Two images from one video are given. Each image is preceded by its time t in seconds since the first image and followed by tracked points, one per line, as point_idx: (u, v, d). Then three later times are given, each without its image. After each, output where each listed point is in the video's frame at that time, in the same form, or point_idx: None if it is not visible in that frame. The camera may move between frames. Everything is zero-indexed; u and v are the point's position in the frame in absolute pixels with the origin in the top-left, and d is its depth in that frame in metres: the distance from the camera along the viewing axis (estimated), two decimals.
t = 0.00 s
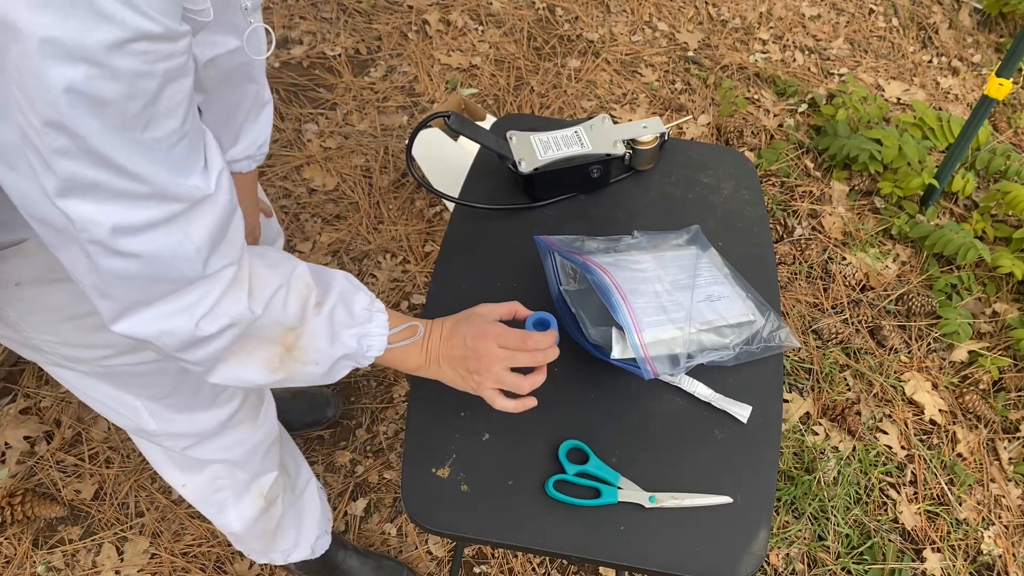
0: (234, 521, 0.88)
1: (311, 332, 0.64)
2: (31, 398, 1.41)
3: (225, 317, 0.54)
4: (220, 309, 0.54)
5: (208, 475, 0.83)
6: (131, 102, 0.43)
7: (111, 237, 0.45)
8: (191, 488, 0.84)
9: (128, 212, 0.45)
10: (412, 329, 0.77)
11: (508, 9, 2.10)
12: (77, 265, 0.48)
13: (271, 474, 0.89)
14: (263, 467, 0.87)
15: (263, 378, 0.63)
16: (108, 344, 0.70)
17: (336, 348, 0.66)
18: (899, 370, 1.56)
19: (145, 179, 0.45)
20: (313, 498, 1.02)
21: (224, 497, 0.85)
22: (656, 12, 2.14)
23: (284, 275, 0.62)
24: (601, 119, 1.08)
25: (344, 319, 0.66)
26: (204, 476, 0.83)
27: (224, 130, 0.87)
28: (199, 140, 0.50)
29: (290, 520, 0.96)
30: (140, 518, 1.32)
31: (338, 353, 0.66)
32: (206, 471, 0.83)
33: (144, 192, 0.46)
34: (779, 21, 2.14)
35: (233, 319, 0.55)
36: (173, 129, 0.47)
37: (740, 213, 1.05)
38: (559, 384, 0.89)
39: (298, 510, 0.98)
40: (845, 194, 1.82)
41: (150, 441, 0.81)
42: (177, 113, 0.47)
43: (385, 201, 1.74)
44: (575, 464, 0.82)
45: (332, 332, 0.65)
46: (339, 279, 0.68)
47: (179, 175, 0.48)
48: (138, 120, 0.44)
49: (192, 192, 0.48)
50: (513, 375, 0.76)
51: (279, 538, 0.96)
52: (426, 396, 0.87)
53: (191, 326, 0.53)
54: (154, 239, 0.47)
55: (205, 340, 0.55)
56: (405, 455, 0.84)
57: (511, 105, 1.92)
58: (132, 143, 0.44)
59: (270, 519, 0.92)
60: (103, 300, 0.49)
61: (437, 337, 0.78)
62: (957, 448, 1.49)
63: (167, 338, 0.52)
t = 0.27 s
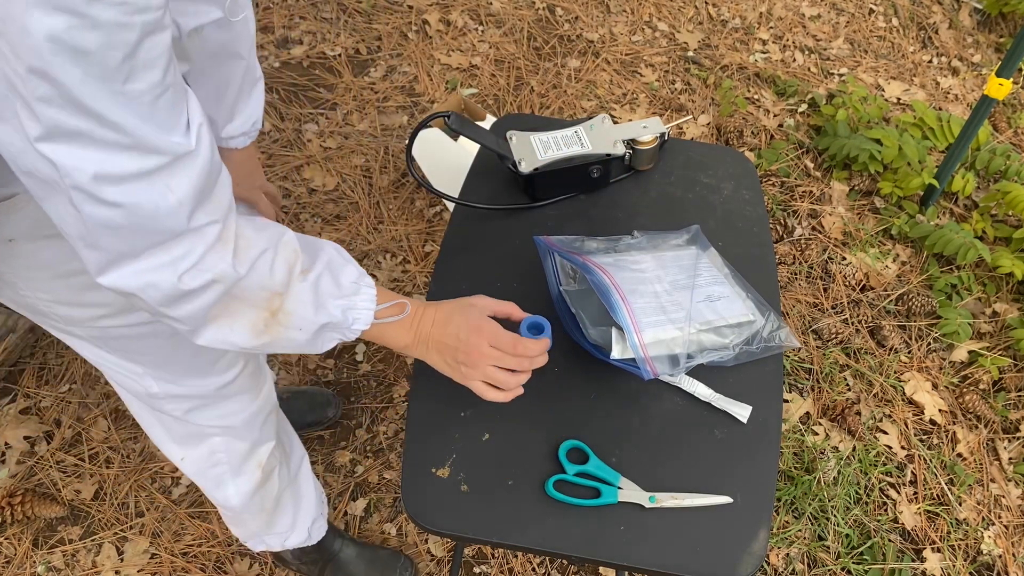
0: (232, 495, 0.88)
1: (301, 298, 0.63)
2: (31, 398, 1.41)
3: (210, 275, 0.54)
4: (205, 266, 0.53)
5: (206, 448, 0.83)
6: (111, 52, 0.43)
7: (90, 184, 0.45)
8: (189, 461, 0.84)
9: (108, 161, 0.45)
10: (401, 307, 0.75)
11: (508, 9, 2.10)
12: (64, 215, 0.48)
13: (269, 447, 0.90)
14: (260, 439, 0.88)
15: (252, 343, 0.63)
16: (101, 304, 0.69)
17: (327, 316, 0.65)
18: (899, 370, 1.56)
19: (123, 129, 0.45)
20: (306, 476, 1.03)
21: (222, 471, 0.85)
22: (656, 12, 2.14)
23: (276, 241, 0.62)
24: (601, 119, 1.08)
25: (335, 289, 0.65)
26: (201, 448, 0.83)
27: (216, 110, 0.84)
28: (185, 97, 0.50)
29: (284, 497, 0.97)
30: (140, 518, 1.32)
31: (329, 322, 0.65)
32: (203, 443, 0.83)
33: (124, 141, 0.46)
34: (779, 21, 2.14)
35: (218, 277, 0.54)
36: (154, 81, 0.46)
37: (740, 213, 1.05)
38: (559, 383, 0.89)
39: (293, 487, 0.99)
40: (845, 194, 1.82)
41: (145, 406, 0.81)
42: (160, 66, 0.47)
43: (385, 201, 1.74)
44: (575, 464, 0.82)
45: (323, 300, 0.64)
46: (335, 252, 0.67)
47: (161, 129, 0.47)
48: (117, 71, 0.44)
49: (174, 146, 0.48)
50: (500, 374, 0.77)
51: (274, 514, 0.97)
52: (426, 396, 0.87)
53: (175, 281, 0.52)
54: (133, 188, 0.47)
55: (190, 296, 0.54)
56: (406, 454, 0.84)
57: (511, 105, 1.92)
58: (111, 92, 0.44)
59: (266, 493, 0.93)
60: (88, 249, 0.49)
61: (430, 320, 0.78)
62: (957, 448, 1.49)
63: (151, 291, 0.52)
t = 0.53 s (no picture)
0: (220, 442, 0.96)
1: (315, 274, 0.63)
2: (31, 398, 1.41)
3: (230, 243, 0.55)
4: (226, 233, 0.54)
5: (198, 401, 0.89)
6: (129, 11, 0.42)
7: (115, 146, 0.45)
8: (179, 418, 0.90)
9: (134, 124, 0.46)
10: (413, 307, 0.77)
11: (508, 9, 2.10)
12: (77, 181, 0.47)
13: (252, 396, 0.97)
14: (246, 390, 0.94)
15: (266, 317, 0.63)
16: (97, 270, 0.71)
17: (340, 293, 0.66)
18: (899, 370, 1.56)
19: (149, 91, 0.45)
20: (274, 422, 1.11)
21: (212, 423, 0.92)
22: (656, 12, 2.13)
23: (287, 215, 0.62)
24: (601, 119, 1.08)
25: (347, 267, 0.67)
26: (193, 403, 0.89)
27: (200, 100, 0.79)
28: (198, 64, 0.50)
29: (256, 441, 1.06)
30: (140, 518, 1.32)
31: (341, 299, 0.66)
32: (195, 397, 0.88)
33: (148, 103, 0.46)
34: (779, 21, 2.14)
35: (238, 246, 0.55)
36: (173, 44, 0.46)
37: (740, 213, 1.05)
38: (559, 384, 0.89)
39: (266, 431, 1.08)
40: (845, 195, 1.82)
41: (139, 363, 0.85)
42: (175, 28, 0.47)
43: (385, 201, 1.74)
44: (576, 464, 0.82)
45: (336, 276, 0.65)
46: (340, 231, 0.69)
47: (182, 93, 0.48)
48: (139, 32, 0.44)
49: (195, 108, 0.48)
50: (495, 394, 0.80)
51: (247, 457, 1.06)
52: (426, 395, 0.87)
53: (197, 247, 0.53)
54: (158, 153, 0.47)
55: (210, 266, 0.55)
56: (405, 454, 0.84)
57: (511, 105, 1.92)
58: (133, 54, 0.44)
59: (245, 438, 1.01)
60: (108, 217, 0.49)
61: (443, 328, 0.79)
62: (957, 448, 1.49)
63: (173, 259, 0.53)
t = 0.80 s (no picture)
0: (202, 435, 0.92)
1: (311, 302, 0.64)
2: (32, 398, 1.41)
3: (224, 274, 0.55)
4: (219, 263, 0.55)
5: (176, 392, 0.85)
6: (130, 55, 0.43)
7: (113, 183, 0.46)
8: (160, 409, 0.86)
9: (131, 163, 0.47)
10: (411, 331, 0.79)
11: (508, 9, 2.10)
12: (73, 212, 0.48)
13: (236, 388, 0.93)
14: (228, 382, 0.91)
15: (260, 345, 0.63)
16: (79, 262, 0.73)
17: (335, 320, 0.66)
18: (899, 370, 1.57)
19: (148, 130, 0.46)
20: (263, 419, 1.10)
21: (193, 414, 0.88)
22: (656, 12, 2.14)
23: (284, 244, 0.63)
24: (601, 119, 1.08)
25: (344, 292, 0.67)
26: (172, 393, 0.85)
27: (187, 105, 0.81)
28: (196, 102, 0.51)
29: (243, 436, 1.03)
30: (140, 518, 1.32)
31: (336, 326, 0.66)
32: (173, 388, 0.85)
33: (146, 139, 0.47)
34: (779, 21, 2.14)
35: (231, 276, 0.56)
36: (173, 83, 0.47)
37: (740, 213, 1.06)
38: (559, 384, 0.89)
39: (253, 427, 1.05)
40: (845, 195, 1.82)
41: (118, 357, 0.82)
42: (174, 68, 0.47)
43: (385, 201, 1.74)
44: (576, 464, 0.82)
45: (332, 303, 0.66)
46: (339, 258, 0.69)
47: (180, 132, 0.49)
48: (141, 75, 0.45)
49: (193, 146, 0.50)
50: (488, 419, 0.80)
51: (234, 454, 1.03)
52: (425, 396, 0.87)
53: (190, 278, 0.53)
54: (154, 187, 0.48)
55: (202, 295, 0.56)
56: (405, 454, 0.84)
57: (511, 105, 1.92)
58: (132, 96, 0.45)
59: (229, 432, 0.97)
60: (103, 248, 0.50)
61: (442, 351, 0.81)
62: (957, 448, 1.49)
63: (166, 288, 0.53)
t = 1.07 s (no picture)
0: (199, 435, 0.92)
1: (297, 325, 0.65)
2: (32, 398, 1.41)
3: (209, 296, 0.57)
4: (204, 286, 0.56)
5: (174, 393, 0.85)
6: (118, 85, 0.44)
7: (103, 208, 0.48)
8: (157, 408, 0.86)
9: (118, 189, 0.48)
10: (396, 347, 0.81)
11: (508, 9, 2.10)
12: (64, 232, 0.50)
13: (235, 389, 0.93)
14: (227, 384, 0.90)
15: (243, 363, 0.65)
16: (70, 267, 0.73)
17: (320, 340, 0.67)
18: (899, 370, 1.57)
19: (136, 159, 0.47)
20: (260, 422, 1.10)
21: (190, 414, 0.89)
22: (656, 12, 2.14)
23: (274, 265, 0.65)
24: (601, 119, 1.08)
25: (331, 314, 0.69)
26: (169, 394, 0.85)
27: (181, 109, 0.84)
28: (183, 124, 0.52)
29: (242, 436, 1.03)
30: (140, 518, 1.32)
31: (321, 347, 0.68)
32: (170, 389, 0.85)
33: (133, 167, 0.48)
34: (779, 21, 2.14)
35: (217, 299, 0.57)
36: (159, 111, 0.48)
37: (740, 213, 1.05)
38: (559, 384, 0.89)
39: (252, 427, 1.05)
40: (845, 195, 1.82)
41: (115, 356, 0.82)
42: (162, 98, 0.49)
43: (385, 201, 1.74)
44: (576, 464, 0.82)
45: (315, 320, 0.67)
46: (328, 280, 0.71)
47: (166, 158, 0.50)
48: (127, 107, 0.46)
49: (180, 172, 0.51)
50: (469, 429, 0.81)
51: (232, 455, 1.03)
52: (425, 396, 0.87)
53: (175, 299, 0.55)
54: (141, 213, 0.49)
55: (187, 317, 0.57)
56: (405, 454, 0.84)
57: (511, 105, 1.92)
58: (120, 126, 0.46)
59: (228, 432, 0.97)
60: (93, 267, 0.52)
61: (427, 363, 0.81)
62: (957, 448, 1.49)
63: (152, 309, 0.55)
